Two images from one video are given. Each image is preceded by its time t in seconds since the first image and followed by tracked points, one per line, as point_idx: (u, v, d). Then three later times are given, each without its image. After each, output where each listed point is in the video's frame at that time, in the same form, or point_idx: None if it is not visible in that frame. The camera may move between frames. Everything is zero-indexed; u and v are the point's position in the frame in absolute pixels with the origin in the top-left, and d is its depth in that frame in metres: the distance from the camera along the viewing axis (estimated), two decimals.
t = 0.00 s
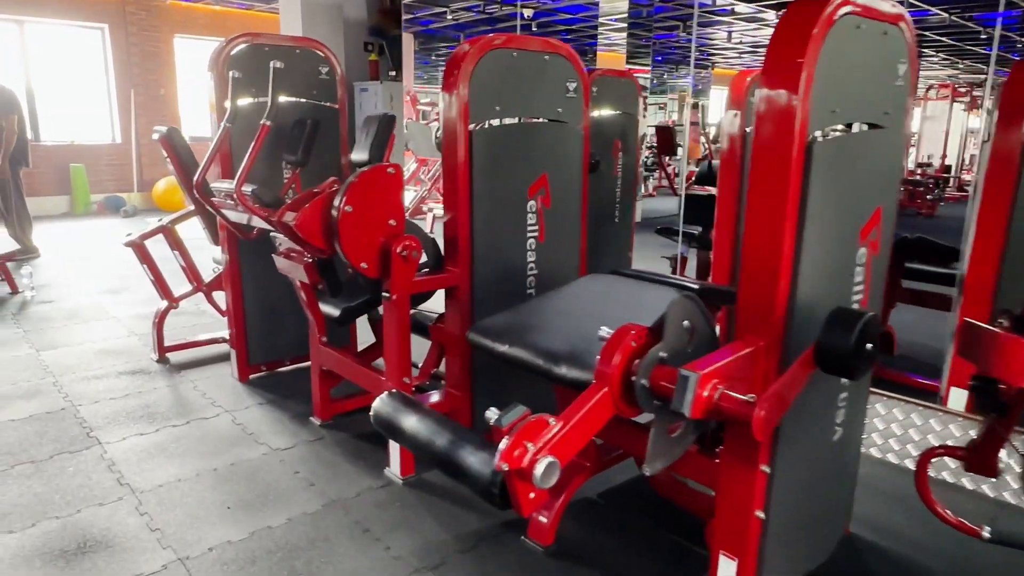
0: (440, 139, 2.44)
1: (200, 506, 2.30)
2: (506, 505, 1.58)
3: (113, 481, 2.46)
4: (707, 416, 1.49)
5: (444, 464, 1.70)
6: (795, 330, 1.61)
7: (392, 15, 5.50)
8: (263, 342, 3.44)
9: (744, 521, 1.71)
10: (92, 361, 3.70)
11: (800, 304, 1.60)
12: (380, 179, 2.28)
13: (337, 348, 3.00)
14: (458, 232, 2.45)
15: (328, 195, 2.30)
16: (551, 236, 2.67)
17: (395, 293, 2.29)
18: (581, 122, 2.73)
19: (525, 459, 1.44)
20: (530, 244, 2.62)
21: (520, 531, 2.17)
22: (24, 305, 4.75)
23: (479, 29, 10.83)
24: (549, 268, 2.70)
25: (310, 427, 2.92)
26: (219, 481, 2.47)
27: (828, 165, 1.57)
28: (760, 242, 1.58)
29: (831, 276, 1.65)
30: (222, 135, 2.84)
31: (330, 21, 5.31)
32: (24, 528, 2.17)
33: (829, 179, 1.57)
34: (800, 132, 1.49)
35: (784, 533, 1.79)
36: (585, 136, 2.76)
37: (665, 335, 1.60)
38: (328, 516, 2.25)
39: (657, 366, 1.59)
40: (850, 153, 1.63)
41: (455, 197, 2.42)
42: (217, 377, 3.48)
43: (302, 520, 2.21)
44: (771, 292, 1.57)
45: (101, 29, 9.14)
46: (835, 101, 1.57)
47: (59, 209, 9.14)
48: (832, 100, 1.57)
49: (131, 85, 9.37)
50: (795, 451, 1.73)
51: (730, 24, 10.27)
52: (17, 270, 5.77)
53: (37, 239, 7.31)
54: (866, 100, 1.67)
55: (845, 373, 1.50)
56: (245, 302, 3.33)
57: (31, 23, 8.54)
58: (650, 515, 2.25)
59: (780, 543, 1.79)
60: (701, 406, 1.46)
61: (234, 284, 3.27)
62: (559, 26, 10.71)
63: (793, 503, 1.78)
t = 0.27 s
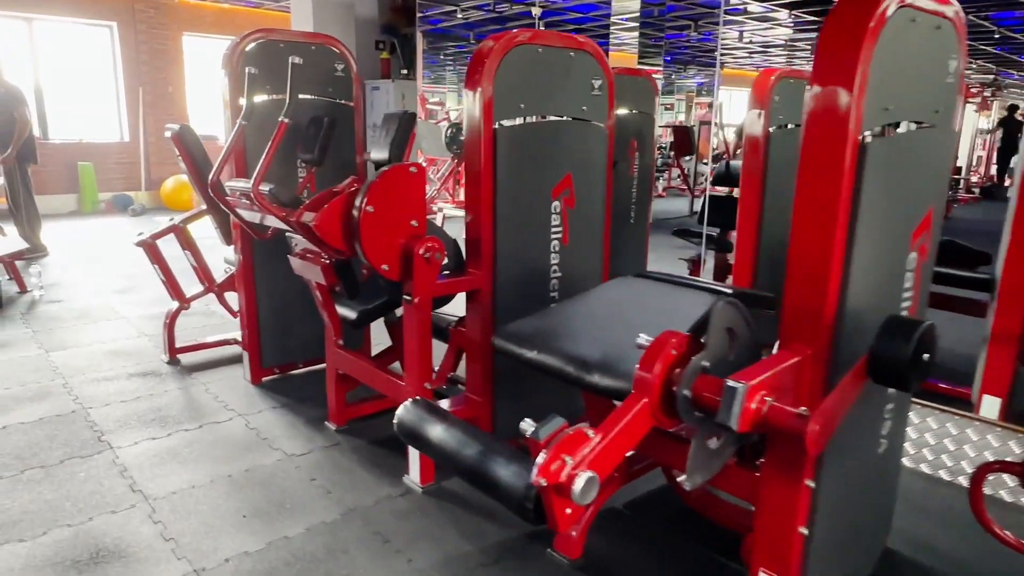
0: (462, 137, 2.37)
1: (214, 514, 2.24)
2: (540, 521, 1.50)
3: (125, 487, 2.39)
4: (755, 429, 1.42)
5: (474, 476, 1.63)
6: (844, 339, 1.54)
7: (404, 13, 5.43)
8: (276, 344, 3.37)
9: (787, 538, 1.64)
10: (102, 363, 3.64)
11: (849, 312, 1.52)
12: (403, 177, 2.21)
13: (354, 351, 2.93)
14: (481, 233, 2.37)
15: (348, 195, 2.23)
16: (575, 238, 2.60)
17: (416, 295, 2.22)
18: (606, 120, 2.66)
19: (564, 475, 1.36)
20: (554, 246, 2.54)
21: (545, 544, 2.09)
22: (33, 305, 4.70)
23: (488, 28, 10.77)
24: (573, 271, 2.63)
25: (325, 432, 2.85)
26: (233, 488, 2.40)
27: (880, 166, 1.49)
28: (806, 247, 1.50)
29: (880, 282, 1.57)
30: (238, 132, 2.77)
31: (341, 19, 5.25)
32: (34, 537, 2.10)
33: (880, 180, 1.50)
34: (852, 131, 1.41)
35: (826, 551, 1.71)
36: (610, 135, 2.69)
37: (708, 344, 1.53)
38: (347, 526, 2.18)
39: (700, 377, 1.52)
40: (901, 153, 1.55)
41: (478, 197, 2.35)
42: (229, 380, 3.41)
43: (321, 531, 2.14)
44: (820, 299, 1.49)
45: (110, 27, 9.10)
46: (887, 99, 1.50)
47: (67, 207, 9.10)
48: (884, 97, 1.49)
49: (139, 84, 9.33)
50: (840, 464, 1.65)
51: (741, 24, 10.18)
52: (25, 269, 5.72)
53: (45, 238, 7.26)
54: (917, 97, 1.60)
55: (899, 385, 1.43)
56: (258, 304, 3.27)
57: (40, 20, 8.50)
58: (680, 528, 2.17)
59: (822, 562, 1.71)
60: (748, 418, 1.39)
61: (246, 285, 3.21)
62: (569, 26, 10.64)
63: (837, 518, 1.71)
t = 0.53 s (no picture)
0: (478, 139, 2.28)
1: (219, 530, 2.15)
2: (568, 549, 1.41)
3: (126, 501, 2.31)
4: (799, 453, 1.33)
5: (497, 499, 1.54)
6: (891, 356, 1.45)
7: (410, 11, 5.35)
8: (282, 350, 3.29)
9: (826, 566, 1.55)
10: (103, 368, 3.55)
11: (897, 328, 1.43)
12: (417, 181, 2.12)
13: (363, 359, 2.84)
14: (497, 238, 2.28)
15: (359, 198, 2.14)
16: (594, 244, 2.51)
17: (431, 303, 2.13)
18: (626, 122, 2.57)
19: (597, 502, 1.26)
20: (572, 252, 2.45)
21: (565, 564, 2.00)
22: (32, 306, 4.62)
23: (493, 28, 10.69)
24: (591, 278, 2.54)
25: (333, 442, 2.76)
26: (239, 502, 2.31)
27: (933, 172, 1.39)
28: (854, 258, 1.41)
29: (929, 296, 1.49)
30: (245, 132, 2.68)
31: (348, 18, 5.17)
32: (31, 554, 2.01)
33: (933, 187, 1.40)
34: (906, 136, 1.32)
35: None
36: (630, 138, 2.60)
37: (747, 361, 1.44)
38: (358, 544, 2.09)
39: (739, 395, 1.43)
40: (954, 159, 1.46)
41: (495, 201, 2.26)
42: (234, 387, 3.33)
43: (330, 549, 2.05)
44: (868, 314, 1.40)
45: (113, 25, 9.02)
46: (941, 101, 1.40)
47: (69, 207, 9.02)
48: (939, 100, 1.39)
49: (142, 82, 9.24)
50: (883, 488, 1.56)
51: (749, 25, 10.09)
52: (26, 270, 5.64)
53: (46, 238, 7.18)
54: (970, 99, 1.50)
55: (954, 407, 1.34)
56: (264, 309, 3.18)
57: (42, 18, 8.42)
58: (704, 548, 2.08)
59: None
60: (794, 441, 1.30)
61: (252, 290, 3.13)
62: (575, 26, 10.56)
63: (878, 543, 1.62)
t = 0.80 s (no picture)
0: (491, 142, 2.19)
1: (220, 550, 2.06)
2: None
3: (123, 518, 2.22)
4: (844, 483, 1.23)
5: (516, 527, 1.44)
6: (938, 379, 1.36)
7: (416, 10, 5.26)
8: (284, 358, 3.20)
9: None
10: (101, 375, 3.46)
11: (946, 348, 1.34)
12: (429, 186, 2.03)
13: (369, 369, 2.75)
14: (511, 246, 2.19)
15: (369, 203, 2.05)
16: (610, 251, 2.42)
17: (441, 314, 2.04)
18: (644, 126, 2.49)
19: (628, 537, 1.16)
20: (588, 260, 2.36)
21: None
22: (30, 310, 4.53)
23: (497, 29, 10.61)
24: (606, 287, 2.45)
25: (338, 455, 2.67)
26: (241, 520, 2.22)
27: (986, 182, 1.30)
28: (901, 273, 1.32)
29: (977, 314, 1.40)
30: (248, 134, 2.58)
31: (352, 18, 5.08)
32: None
33: (985, 198, 1.31)
34: (961, 143, 1.22)
35: None
36: (647, 142, 2.52)
37: (785, 383, 1.35)
38: (365, 565, 2.00)
39: (776, 419, 1.33)
40: (1006, 168, 1.37)
41: (508, 208, 2.17)
42: (235, 395, 3.24)
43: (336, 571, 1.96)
44: (915, 333, 1.31)
45: (115, 24, 8.94)
46: (995, 106, 1.30)
47: (69, 207, 8.94)
48: (993, 105, 1.30)
49: (144, 82, 9.16)
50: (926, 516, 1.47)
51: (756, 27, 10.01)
52: (25, 271, 5.56)
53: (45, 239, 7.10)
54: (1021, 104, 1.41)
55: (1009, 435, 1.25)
56: (267, 316, 3.10)
57: (43, 16, 8.34)
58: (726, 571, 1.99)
59: None
60: (839, 472, 1.21)
61: (255, 296, 3.04)
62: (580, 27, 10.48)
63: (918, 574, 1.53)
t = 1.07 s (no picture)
0: (508, 145, 2.13)
1: (226, 565, 1.99)
2: None
3: (126, 531, 2.15)
4: (894, 508, 1.16)
5: (541, 551, 1.38)
6: (987, 396, 1.29)
7: (422, 10, 5.20)
8: (290, 364, 3.13)
9: None
10: (104, 380, 3.39)
11: (996, 364, 1.27)
12: (444, 190, 1.96)
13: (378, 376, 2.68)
14: (528, 252, 2.12)
15: (382, 207, 1.98)
16: (629, 257, 2.35)
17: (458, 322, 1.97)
18: (663, 128, 2.42)
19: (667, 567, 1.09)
20: (606, 266, 2.29)
21: None
22: (31, 312, 4.46)
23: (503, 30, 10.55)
24: (624, 293, 2.38)
25: (346, 465, 2.60)
26: (248, 533, 2.15)
27: None
28: (950, 285, 1.25)
29: None
30: (256, 135, 2.51)
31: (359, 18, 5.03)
32: None
33: None
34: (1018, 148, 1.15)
35: None
36: (667, 145, 2.45)
37: (828, 400, 1.28)
38: None
39: (818, 438, 1.26)
40: None
41: (526, 213, 2.10)
42: (240, 402, 3.17)
43: None
44: (966, 348, 1.24)
45: (118, 24, 8.89)
46: None
47: (71, 207, 8.88)
48: None
49: (148, 82, 9.11)
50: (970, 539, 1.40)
51: (763, 29, 9.95)
52: (26, 273, 5.49)
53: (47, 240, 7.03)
54: None
55: None
56: (274, 321, 3.04)
57: (47, 16, 8.29)
58: None
59: None
60: (890, 496, 1.14)
61: (261, 300, 2.98)
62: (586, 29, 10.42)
63: None
